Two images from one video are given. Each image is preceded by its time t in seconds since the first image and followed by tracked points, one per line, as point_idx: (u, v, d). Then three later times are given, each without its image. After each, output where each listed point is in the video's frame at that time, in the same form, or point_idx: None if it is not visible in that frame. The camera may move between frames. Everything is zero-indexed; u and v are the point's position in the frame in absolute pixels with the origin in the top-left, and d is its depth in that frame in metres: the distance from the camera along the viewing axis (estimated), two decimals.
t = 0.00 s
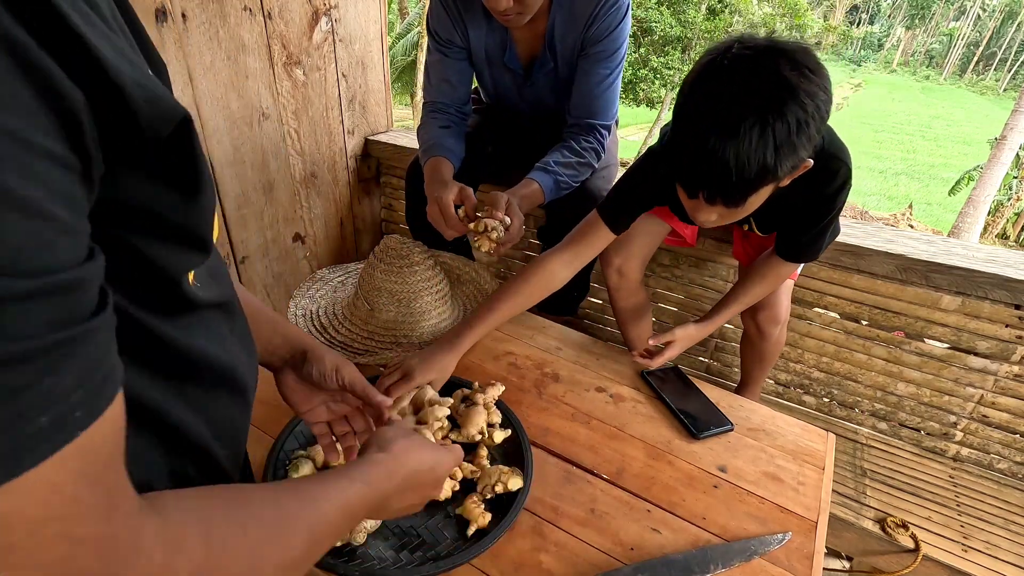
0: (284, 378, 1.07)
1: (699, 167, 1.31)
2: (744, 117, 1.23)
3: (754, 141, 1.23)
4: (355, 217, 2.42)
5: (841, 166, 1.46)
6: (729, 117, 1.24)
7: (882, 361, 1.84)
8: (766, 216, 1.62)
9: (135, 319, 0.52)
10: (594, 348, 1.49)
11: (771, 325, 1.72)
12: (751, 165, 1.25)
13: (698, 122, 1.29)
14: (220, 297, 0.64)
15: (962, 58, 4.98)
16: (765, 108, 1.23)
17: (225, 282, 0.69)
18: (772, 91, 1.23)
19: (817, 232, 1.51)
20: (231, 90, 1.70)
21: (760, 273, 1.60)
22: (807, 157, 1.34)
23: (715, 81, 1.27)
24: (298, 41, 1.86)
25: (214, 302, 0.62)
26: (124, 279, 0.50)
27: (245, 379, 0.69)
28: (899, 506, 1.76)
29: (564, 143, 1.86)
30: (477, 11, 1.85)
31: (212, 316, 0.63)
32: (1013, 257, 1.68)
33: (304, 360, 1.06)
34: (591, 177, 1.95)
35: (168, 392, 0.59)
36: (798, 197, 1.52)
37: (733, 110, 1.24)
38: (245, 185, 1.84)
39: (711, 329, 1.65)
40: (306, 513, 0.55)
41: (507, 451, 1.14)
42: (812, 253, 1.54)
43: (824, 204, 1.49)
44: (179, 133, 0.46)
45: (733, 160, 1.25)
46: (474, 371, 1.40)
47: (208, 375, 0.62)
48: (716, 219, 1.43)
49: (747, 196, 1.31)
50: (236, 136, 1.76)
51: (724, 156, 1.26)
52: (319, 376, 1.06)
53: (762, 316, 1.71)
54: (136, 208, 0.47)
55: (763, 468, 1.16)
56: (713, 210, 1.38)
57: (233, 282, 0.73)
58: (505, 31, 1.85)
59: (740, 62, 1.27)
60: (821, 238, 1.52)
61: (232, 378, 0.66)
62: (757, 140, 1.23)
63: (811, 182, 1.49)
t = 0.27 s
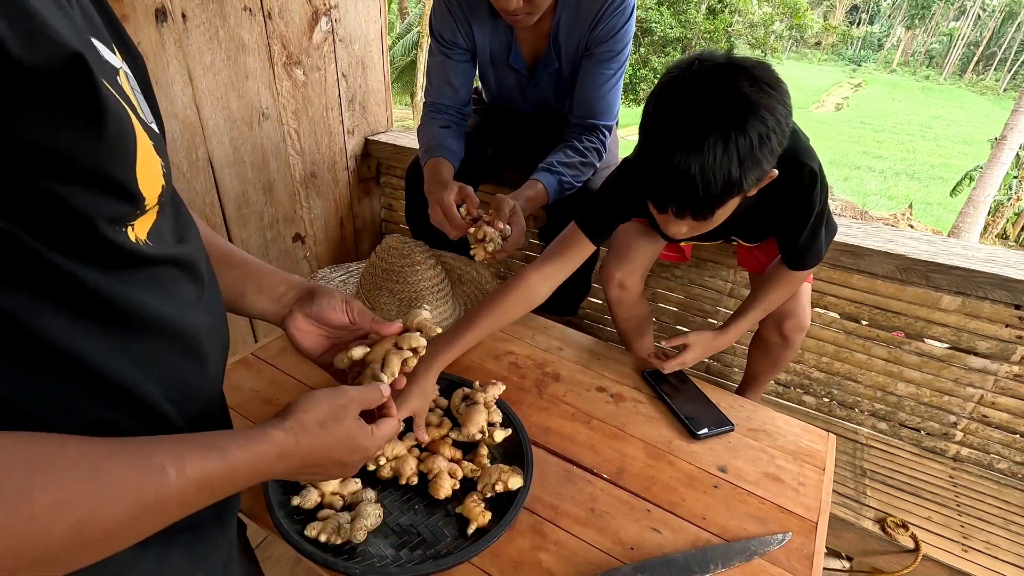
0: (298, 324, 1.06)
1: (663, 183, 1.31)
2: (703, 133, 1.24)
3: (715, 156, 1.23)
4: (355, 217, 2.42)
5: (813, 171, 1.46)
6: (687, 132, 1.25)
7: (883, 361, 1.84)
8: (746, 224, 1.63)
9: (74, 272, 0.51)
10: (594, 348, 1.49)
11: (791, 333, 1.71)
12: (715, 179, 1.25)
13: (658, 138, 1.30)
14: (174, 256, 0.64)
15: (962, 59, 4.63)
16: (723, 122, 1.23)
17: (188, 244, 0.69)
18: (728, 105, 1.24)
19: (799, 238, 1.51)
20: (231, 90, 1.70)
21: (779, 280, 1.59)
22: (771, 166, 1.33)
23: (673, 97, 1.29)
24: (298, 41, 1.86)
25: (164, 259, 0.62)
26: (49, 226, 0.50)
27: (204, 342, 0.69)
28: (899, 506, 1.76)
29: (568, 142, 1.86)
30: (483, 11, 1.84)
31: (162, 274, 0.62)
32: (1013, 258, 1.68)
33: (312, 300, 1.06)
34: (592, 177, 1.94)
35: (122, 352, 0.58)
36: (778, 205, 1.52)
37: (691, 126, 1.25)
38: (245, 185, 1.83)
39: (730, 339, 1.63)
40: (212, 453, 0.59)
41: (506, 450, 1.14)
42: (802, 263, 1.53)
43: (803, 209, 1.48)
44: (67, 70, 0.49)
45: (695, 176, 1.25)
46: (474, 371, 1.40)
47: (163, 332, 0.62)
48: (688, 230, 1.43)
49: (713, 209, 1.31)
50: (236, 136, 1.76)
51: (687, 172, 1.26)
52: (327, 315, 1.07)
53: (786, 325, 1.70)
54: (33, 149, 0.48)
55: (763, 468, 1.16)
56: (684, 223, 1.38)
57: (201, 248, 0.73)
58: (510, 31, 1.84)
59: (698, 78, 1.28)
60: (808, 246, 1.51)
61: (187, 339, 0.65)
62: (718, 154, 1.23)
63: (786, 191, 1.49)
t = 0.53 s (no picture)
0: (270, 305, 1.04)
1: (655, 172, 1.30)
2: (694, 119, 1.23)
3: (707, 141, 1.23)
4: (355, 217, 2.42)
5: (806, 164, 1.48)
6: (677, 118, 1.24)
7: (882, 361, 1.84)
8: (734, 222, 1.63)
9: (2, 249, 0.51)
10: (594, 348, 1.49)
11: (778, 337, 1.72)
12: (707, 165, 1.25)
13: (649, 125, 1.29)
14: (126, 243, 0.63)
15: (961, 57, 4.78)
16: (714, 108, 1.23)
17: (146, 234, 0.69)
18: (720, 89, 1.24)
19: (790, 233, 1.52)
20: (231, 90, 1.70)
21: (766, 278, 1.60)
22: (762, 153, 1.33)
23: (661, 84, 1.28)
24: (298, 41, 1.86)
25: (114, 244, 0.61)
26: None
27: (154, 330, 0.68)
28: (899, 506, 1.76)
29: (572, 142, 1.86)
30: (487, 11, 1.85)
31: (111, 260, 0.62)
32: (1012, 258, 1.68)
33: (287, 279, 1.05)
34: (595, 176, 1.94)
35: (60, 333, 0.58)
36: (767, 198, 1.53)
37: (681, 112, 1.24)
38: (245, 185, 1.83)
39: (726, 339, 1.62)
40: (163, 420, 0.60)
41: (507, 450, 1.14)
42: (791, 259, 1.53)
43: (796, 202, 1.49)
44: None
45: (688, 162, 1.25)
46: (474, 370, 1.40)
47: (108, 316, 0.61)
48: (683, 219, 1.40)
49: (706, 191, 1.29)
50: (236, 136, 1.76)
51: (678, 160, 1.25)
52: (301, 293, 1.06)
53: (774, 326, 1.70)
54: None
55: (763, 468, 1.16)
56: (677, 209, 1.36)
57: (162, 240, 0.72)
58: (514, 32, 1.85)
59: (689, 63, 1.28)
60: (798, 241, 1.52)
61: (135, 325, 0.64)
62: (709, 139, 1.23)
63: (776, 182, 1.50)
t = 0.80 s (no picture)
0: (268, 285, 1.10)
1: (644, 151, 1.32)
2: (681, 99, 1.25)
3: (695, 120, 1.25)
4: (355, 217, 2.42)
5: (803, 150, 1.51)
6: (664, 98, 1.25)
7: (882, 361, 1.84)
8: (733, 214, 1.65)
9: None
10: (594, 348, 1.48)
11: (791, 318, 1.71)
12: (696, 143, 1.26)
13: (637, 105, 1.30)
14: (81, 244, 0.63)
15: (963, 57, 4.65)
16: (701, 88, 1.24)
17: (105, 231, 0.69)
18: (706, 68, 1.25)
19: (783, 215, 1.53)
20: (231, 90, 1.70)
21: (772, 265, 1.59)
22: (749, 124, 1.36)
23: (646, 64, 1.29)
24: (298, 41, 1.86)
25: (66, 246, 0.61)
26: None
27: (114, 326, 0.69)
28: (899, 506, 1.76)
29: (582, 145, 1.84)
30: (492, 11, 1.84)
31: (64, 260, 0.62)
32: (1012, 257, 1.68)
33: (276, 256, 1.09)
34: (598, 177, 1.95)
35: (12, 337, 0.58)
36: (763, 185, 1.55)
37: (668, 91, 1.26)
38: (245, 185, 1.83)
39: (751, 325, 1.61)
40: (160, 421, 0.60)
41: (507, 450, 1.14)
42: (787, 244, 1.54)
43: (791, 186, 1.51)
44: None
45: (676, 140, 1.26)
46: (474, 370, 1.40)
47: (62, 317, 0.62)
48: (669, 191, 1.39)
49: (689, 159, 1.29)
50: (236, 136, 1.76)
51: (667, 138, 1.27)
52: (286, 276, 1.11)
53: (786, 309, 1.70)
54: None
55: (763, 468, 1.16)
56: (662, 179, 1.36)
57: (125, 239, 0.73)
58: (520, 32, 1.85)
59: (675, 41, 1.28)
60: (794, 223, 1.53)
61: (91, 324, 0.65)
62: (697, 118, 1.25)
63: (772, 170, 1.52)
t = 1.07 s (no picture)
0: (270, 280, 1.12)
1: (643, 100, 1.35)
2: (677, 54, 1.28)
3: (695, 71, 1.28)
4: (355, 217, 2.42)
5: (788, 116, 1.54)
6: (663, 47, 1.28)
7: (882, 361, 1.85)
8: (720, 186, 1.67)
9: None
10: (594, 348, 1.48)
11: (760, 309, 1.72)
12: (696, 88, 1.29)
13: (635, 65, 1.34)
14: (90, 248, 0.64)
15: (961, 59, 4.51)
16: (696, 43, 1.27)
17: (116, 234, 0.70)
18: (704, 27, 1.28)
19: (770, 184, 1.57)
20: (231, 90, 1.70)
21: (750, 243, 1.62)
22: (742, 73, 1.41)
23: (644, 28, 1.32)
24: (298, 41, 1.86)
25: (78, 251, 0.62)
26: None
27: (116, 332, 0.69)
28: (899, 506, 1.76)
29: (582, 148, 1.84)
30: (497, 13, 1.78)
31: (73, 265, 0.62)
32: (1012, 258, 1.68)
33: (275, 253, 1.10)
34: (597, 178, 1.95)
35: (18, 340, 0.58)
36: (750, 157, 1.58)
37: (669, 48, 1.29)
38: (245, 185, 1.83)
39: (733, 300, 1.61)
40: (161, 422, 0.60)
41: (507, 450, 1.14)
42: (765, 223, 1.58)
43: (774, 155, 1.55)
44: None
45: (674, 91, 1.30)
46: (474, 370, 1.40)
47: (67, 322, 0.62)
48: (673, 139, 1.40)
49: (691, 100, 1.31)
50: (236, 136, 1.76)
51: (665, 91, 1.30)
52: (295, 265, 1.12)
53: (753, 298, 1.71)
54: None
55: (763, 468, 1.16)
56: (665, 125, 1.36)
57: (133, 240, 0.73)
58: (524, 36, 1.80)
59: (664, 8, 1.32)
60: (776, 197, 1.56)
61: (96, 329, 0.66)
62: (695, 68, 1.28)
63: (760, 140, 1.55)
